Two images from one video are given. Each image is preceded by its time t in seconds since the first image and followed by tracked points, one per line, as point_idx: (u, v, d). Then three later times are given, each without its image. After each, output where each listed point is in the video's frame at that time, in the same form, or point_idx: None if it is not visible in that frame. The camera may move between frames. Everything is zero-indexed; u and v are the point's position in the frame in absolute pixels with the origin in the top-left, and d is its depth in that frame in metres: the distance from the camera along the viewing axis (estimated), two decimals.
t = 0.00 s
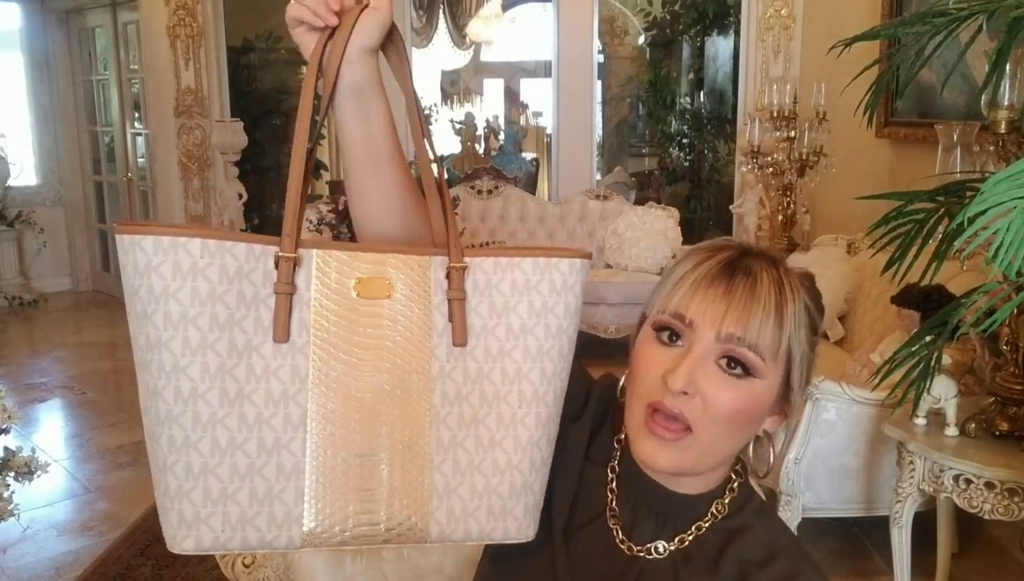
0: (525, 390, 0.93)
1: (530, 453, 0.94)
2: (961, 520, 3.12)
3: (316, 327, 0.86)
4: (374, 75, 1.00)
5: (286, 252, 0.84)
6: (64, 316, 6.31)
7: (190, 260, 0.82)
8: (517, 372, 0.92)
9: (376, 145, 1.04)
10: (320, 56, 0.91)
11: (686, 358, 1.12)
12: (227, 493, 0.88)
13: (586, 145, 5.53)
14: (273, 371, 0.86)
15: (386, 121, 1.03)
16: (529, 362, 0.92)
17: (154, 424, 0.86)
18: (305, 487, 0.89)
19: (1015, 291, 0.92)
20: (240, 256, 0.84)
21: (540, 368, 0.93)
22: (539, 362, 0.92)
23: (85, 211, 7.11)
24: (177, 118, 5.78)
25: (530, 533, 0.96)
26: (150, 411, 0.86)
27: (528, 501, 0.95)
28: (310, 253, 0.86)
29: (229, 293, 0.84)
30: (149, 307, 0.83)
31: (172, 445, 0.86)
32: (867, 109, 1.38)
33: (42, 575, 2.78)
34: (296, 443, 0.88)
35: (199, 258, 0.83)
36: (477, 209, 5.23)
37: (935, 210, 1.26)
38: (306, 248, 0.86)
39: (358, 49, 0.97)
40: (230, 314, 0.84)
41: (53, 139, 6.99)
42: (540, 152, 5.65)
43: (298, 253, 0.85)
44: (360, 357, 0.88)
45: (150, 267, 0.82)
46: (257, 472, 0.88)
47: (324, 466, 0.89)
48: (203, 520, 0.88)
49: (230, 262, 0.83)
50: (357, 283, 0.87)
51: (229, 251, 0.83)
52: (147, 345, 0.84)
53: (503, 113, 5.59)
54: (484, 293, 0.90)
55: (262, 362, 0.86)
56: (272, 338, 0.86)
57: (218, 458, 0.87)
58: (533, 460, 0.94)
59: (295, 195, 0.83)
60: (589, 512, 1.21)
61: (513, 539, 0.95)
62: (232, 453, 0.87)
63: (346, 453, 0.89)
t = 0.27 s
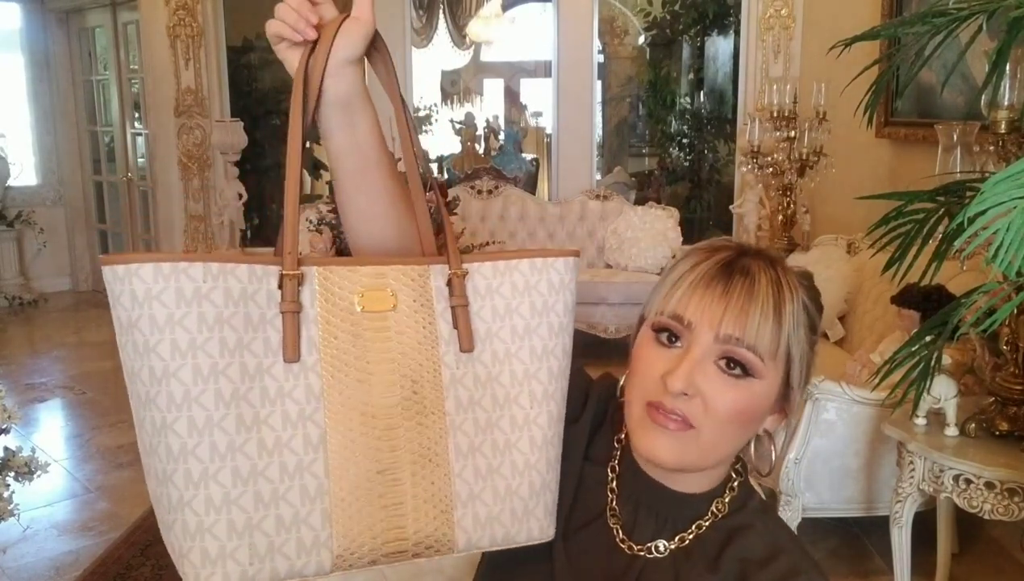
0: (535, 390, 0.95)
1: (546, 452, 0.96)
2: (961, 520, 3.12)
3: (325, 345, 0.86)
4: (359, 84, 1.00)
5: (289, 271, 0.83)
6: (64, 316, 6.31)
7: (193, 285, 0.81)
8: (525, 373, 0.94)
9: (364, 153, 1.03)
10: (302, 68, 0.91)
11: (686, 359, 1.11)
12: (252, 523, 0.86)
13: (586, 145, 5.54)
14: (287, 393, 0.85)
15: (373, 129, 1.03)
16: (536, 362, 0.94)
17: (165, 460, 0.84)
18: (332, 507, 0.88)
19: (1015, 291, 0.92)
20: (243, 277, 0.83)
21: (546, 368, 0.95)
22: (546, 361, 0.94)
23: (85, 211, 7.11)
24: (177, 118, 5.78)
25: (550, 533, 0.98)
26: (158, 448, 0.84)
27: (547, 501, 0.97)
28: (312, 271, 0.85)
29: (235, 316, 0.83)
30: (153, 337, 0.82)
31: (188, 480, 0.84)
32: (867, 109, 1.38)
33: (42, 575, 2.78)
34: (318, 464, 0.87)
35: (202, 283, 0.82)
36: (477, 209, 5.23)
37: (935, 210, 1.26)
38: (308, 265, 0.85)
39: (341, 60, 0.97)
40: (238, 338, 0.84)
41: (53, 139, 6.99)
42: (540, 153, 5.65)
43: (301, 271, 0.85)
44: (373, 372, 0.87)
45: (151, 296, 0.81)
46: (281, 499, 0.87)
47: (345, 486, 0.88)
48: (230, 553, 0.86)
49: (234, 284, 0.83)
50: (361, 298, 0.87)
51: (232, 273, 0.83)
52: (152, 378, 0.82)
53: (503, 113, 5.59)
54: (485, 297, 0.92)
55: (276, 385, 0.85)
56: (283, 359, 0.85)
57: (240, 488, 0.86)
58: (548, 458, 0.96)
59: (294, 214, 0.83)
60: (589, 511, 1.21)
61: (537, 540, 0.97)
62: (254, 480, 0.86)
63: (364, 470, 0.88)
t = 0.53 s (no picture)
0: (529, 394, 0.95)
1: (540, 456, 0.97)
2: (960, 520, 3.12)
3: (318, 351, 0.86)
4: (352, 89, 1.00)
5: (281, 277, 0.83)
6: (64, 316, 6.31)
7: (185, 292, 0.81)
8: (519, 377, 0.94)
9: (358, 158, 1.04)
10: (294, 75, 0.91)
11: (682, 361, 1.11)
12: (245, 530, 0.86)
13: (586, 145, 5.54)
14: (279, 398, 0.85)
15: (367, 134, 1.03)
16: (530, 366, 0.94)
17: (158, 468, 0.84)
18: (326, 512, 0.88)
19: (1015, 291, 0.92)
20: (236, 284, 0.83)
21: (541, 371, 0.95)
22: (540, 364, 0.95)
23: (86, 211, 7.11)
24: (177, 118, 5.78)
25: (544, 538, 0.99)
26: (151, 456, 0.84)
27: (540, 505, 0.97)
28: (304, 276, 0.85)
29: (227, 323, 0.83)
30: (145, 345, 0.82)
31: (181, 488, 0.84)
32: (867, 109, 1.38)
33: (42, 575, 2.78)
34: (310, 470, 0.87)
35: (194, 290, 0.82)
36: (477, 209, 5.23)
37: (935, 210, 1.26)
38: (300, 270, 0.85)
39: (333, 64, 0.97)
40: (231, 344, 0.83)
41: (53, 139, 6.99)
42: (540, 153, 5.65)
43: (293, 277, 0.84)
44: (364, 379, 0.87)
45: (143, 304, 0.81)
46: (273, 505, 0.86)
47: (337, 493, 0.88)
48: (222, 561, 0.86)
49: (226, 291, 0.83)
50: (354, 303, 0.87)
51: (224, 281, 0.82)
52: (145, 386, 0.83)
53: (502, 113, 5.59)
54: (479, 301, 0.92)
55: (268, 390, 0.85)
56: (276, 365, 0.85)
57: (233, 495, 0.85)
58: (542, 463, 0.97)
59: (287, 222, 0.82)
60: (586, 511, 1.21)
61: (531, 544, 0.97)
62: (247, 487, 0.85)
63: (357, 476, 0.88)
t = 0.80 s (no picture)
0: (511, 402, 0.94)
1: (519, 466, 0.95)
2: (960, 520, 3.12)
3: (299, 350, 0.86)
4: (348, 91, 0.99)
5: (266, 276, 0.84)
6: (64, 316, 6.31)
7: (168, 288, 0.82)
8: (502, 385, 0.93)
9: (353, 160, 1.03)
10: (292, 76, 0.90)
11: (677, 363, 1.12)
12: (215, 521, 0.88)
13: (586, 145, 5.54)
14: (257, 397, 0.86)
15: (363, 134, 1.03)
16: (514, 374, 0.93)
17: (137, 454, 0.86)
18: (295, 510, 0.89)
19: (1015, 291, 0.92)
20: (220, 281, 0.84)
21: (526, 380, 0.94)
22: (524, 373, 0.93)
23: (86, 211, 7.11)
24: (177, 118, 5.78)
25: (521, 546, 0.97)
26: (132, 443, 0.86)
27: (518, 514, 0.96)
28: (290, 276, 0.85)
29: (209, 320, 0.84)
30: (129, 337, 0.83)
31: (156, 476, 0.86)
32: (867, 109, 1.38)
33: (42, 575, 2.78)
34: (284, 468, 0.88)
35: (178, 286, 0.83)
36: (477, 209, 5.23)
37: (935, 210, 1.26)
38: (286, 269, 0.85)
39: (331, 66, 0.96)
40: (212, 340, 0.84)
41: (53, 139, 7.00)
42: (540, 153, 5.65)
43: (278, 276, 0.85)
44: (342, 379, 0.87)
45: (128, 297, 0.82)
46: (244, 500, 0.88)
47: (310, 492, 0.89)
48: (191, 548, 0.88)
49: (209, 288, 0.83)
50: (339, 304, 0.87)
51: (208, 277, 0.83)
52: (128, 376, 0.84)
53: (503, 113, 5.59)
54: (466, 306, 0.91)
55: (246, 387, 0.86)
56: (255, 363, 0.85)
57: (205, 487, 0.87)
58: (521, 473, 0.95)
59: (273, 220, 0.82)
60: (585, 512, 1.22)
61: (504, 552, 0.96)
62: (219, 481, 0.87)
63: (332, 475, 0.89)
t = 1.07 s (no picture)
0: (504, 404, 0.93)
1: (513, 467, 0.95)
2: (961, 520, 3.12)
3: (295, 352, 0.86)
4: (342, 95, 0.99)
5: (260, 279, 0.84)
6: (64, 316, 6.31)
7: (164, 291, 0.83)
8: (496, 387, 0.93)
9: (348, 163, 1.03)
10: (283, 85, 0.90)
11: (671, 364, 1.11)
12: (210, 519, 0.88)
13: (585, 145, 5.54)
14: (252, 398, 0.86)
15: (358, 137, 1.03)
16: (507, 377, 0.93)
17: (136, 455, 0.87)
18: (290, 509, 0.89)
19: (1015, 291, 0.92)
20: (216, 284, 0.84)
21: (519, 383, 0.93)
22: (517, 376, 0.93)
23: (86, 211, 7.11)
24: (177, 118, 5.78)
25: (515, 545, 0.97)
26: (130, 443, 0.87)
27: (511, 515, 0.95)
28: (285, 279, 0.86)
29: (205, 322, 0.84)
30: (127, 339, 0.84)
31: (153, 476, 0.87)
32: (867, 109, 1.38)
33: (42, 575, 2.78)
34: (278, 467, 0.88)
35: (174, 289, 0.83)
36: (477, 209, 5.24)
37: (935, 210, 1.26)
38: (281, 273, 0.86)
39: (324, 71, 0.96)
40: (207, 342, 0.84)
41: (53, 139, 7.00)
42: (540, 153, 5.65)
43: (273, 279, 0.85)
44: (336, 380, 0.87)
45: (126, 300, 0.83)
46: (239, 499, 0.88)
47: (303, 490, 0.89)
48: (187, 547, 0.88)
49: (205, 291, 0.84)
50: (334, 306, 0.87)
51: (204, 280, 0.83)
52: (126, 377, 0.85)
53: (502, 113, 5.59)
54: (460, 309, 0.90)
55: (241, 389, 0.86)
56: (250, 364, 0.85)
57: (200, 485, 0.87)
58: (515, 474, 0.95)
59: (270, 221, 0.83)
60: (584, 512, 1.21)
61: (497, 553, 0.95)
62: (214, 480, 0.87)
63: (327, 475, 0.89)
